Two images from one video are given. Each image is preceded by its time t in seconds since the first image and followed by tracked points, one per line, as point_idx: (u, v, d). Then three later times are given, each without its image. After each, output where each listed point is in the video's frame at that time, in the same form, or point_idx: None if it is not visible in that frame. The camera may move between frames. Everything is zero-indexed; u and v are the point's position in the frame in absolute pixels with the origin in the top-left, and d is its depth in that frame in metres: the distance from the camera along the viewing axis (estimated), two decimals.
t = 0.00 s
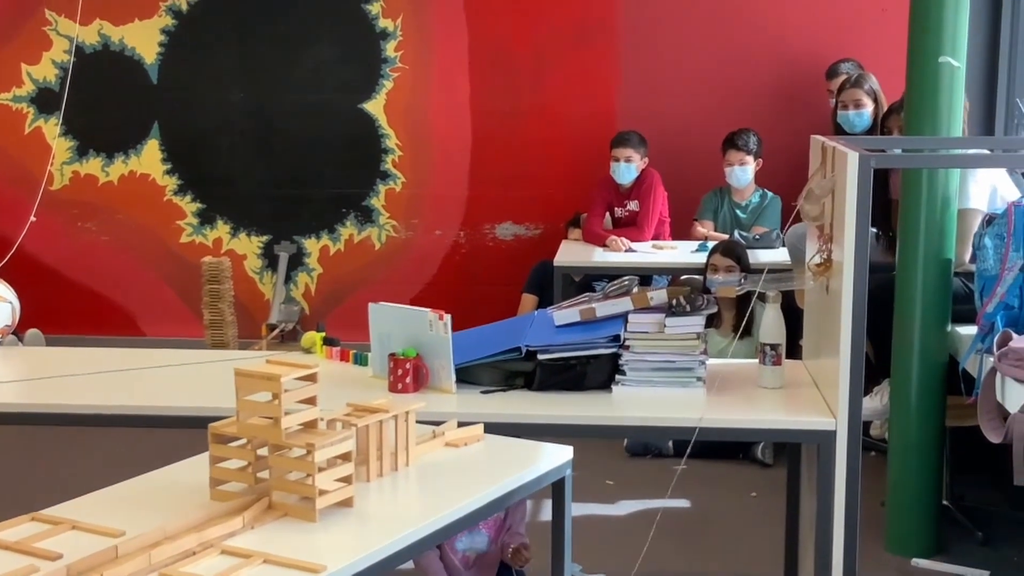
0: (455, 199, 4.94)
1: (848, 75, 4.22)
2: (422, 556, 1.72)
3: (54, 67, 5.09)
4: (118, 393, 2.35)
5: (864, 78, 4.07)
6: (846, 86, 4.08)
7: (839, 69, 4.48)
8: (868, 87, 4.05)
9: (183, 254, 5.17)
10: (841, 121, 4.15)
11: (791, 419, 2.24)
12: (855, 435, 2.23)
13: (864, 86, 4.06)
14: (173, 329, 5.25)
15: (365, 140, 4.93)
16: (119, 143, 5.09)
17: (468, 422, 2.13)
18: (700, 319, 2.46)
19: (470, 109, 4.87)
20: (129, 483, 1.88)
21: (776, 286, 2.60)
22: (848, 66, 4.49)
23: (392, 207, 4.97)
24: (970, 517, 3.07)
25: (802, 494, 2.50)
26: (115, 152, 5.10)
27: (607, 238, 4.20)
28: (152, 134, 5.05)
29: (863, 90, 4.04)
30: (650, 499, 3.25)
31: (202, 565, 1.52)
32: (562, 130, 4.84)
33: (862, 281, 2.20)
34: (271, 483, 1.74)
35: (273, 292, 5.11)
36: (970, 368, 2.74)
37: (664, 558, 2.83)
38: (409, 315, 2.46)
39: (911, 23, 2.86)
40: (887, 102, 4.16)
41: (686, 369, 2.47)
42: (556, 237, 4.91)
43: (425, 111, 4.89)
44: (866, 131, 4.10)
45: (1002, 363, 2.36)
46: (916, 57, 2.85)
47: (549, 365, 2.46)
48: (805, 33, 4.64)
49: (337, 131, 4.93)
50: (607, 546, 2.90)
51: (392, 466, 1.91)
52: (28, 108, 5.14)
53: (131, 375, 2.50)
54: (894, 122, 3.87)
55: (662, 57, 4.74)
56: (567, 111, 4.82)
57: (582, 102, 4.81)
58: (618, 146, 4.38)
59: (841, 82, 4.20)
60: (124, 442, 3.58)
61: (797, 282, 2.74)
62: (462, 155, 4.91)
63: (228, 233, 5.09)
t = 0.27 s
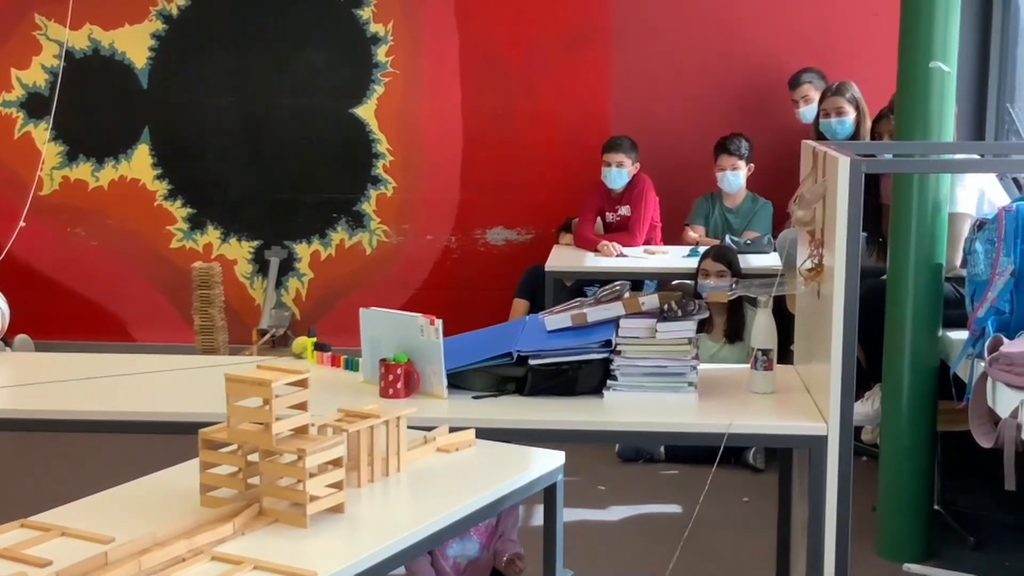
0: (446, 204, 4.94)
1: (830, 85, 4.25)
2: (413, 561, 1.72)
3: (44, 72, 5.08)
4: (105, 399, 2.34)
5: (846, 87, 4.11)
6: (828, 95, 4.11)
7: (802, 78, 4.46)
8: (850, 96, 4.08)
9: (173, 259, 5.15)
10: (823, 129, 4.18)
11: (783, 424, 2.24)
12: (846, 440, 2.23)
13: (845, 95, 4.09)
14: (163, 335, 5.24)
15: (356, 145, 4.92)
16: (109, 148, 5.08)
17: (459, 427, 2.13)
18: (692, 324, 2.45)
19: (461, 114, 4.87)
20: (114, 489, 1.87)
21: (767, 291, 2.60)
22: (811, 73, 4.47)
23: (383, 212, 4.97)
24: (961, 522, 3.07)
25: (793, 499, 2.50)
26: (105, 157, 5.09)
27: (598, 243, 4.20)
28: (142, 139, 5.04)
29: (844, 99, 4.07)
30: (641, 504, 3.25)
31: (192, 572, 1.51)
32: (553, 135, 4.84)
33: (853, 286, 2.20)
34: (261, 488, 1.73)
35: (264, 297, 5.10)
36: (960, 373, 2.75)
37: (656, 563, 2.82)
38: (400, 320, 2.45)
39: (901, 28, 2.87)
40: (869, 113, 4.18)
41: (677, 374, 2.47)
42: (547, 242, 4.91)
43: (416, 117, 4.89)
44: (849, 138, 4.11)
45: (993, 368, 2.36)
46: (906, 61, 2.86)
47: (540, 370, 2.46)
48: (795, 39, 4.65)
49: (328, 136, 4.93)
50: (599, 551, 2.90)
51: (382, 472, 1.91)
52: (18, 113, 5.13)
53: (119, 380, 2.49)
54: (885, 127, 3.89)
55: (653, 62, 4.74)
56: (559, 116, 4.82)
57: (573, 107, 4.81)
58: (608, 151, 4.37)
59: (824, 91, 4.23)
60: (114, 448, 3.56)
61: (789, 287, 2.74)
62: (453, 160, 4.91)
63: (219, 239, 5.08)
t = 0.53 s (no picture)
0: (441, 207, 4.94)
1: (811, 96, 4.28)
2: (407, 564, 1.72)
3: (38, 74, 5.08)
4: (99, 402, 2.34)
5: (828, 96, 4.13)
6: (810, 104, 4.13)
7: (742, 83, 4.53)
8: (831, 104, 4.10)
9: (168, 261, 5.15)
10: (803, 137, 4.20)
11: (778, 426, 2.24)
12: (840, 442, 2.23)
13: (827, 104, 4.12)
14: (158, 337, 5.24)
15: (351, 147, 4.93)
16: (104, 151, 5.08)
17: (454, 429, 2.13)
18: (686, 326, 2.45)
19: (456, 117, 4.87)
20: (107, 492, 1.87)
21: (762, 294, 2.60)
22: (749, 78, 4.54)
23: (377, 214, 4.97)
24: (955, 524, 3.07)
25: (787, 502, 2.50)
26: (100, 159, 5.09)
27: (592, 246, 4.21)
28: (137, 142, 5.04)
29: (826, 107, 4.10)
30: (635, 506, 3.26)
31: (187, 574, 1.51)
32: (548, 137, 4.84)
33: (847, 289, 2.20)
34: (256, 491, 1.73)
35: (258, 299, 5.10)
36: (954, 376, 2.75)
37: (650, 565, 2.82)
38: (396, 322, 2.45)
39: (895, 31, 2.87)
40: (850, 124, 4.19)
41: (672, 377, 2.47)
42: (542, 245, 4.92)
43: (411, 119, 4.90)
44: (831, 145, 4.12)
45: (987, 370, 2.37)
46: (902, 64, 2.86)
47: (534, 372, 2.46)
48: (790, 41, 4.66)
49: (323, 138, 4.93)
50: (594, 553, 2.90)
51: (377, 475, 1.91)
52: (12, 115, 5.13)
53: (113, 383, 2.49)
54: (877, 131, 3.89)
55: (648, 65, 4.75)
56: (553, 118, 4.83)
57: (568, 109, 4.82)
58: (603, 154, 4.38)
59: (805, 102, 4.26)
60: (108, 452, 3.56)
61: (783, 289, 2.75)
62: (448, 163, 4.91)
63: (214, 241, 5.08)
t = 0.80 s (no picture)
0: (440, 208, 4.95)
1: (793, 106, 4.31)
2: (406, 565, 1.72)
3: (37, 75, 5.08)
4: (98, 403, 2.34)
5: (810, 106, 4.16)
6: (791, 113, 4.16)
7: (718, 79, 4.54)
8: (813, 113, 4.14)
9: (167, 263, 5.15)
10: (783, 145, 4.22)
11: (776, 428, 2.24)
12: (838, 444, 2.23)
13: (809, 113, 4.16)
14: (157, 338, 5.24)
15: (350, 149, 4.93)
16: (103, 152, 5.08)
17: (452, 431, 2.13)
18: (684, 328, 2.45)
19: (455, 119, 4.88)
20: (105, 494, 1.87)
21: (760, 296, 2.60)
22: (725, 73, 4.54)
23: (376, 216, 4.97)
24: (953, 526, 3.08)
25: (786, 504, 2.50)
26: (98, 160, 5.09)
27: (591, 248, 4.21)
28: (136, 143, 5.04)
29: (809, 116, 4.13)
30: (633, 508, 3.26)
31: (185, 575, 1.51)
32: (547, 139, 4.85)
33: (845, 291, 2.20)
34: (254, 492, 1.73)
35: (257, 301, 5.10)
36: (952, 377, 2.76)
37: (648, 566, 2.83)
38: (394, 324, 2.45)
39: (893, 33, 2.88)
40: (834, 132, 4.21)
41: (670, 378, 2.47)
42: (540, 246, 4.92)
43: (410, 120, 4.90)
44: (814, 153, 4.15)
45: (985, 372, 2.36)
46: (900, 67, 2.86)
47: (533, 374, 2.46)
48: (788, 43, 4.67)
49: (322, 140, 4.93)
50: (593, 555, 2.90)
51: (375, 476, 1.91)
52: (11, 116, 5.13)
53: (111, 384, 2.49)
54: (874, 133, 3.89)
55: (647, 67, 4.75)
56: (553, 120, 4.83)
57: (567, 111, 4.82)
58: (602, 156, 4.38)
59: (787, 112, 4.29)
60: (108, 452, 3.57)
61: (781, 291, 2.75)
62: (447, 164, 4.91)
63: (212, 242, 5.08)
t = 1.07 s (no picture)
0: (440, 209, 4.94)
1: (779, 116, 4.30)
2: (406, 566, 1.72)
3: (38, 75, 5.08)
4: (98, 403, 2.34)
5: (796, 115, 4.15)
6: (779, 122, 4.14)
7: (714, 89, 4.54)
8: (800, 123, 4.11)
9: (168, 263, 5.15)
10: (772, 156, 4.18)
11: (777, 429, 2.24)
12: (840, 445, 2.23)
13: (796, 123, 4.13)
14: (157, 339, 5.24)
15: (351, 149, 4.93)
16: (104, 152, 5.08)
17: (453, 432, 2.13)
18: (685, 330, 2.45)
19: (456, 120, 4.88)
20: (105, 495, 1.87)
21: (761, 297, 2.60)
22: (720, 82, 4.55)
23: (377, 217, 4.97)
24: (953, 528, 3.07)
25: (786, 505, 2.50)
26: (99, 161, 5.09)
27: (592, 249, 4.21)
28: (136, 143, 5.04)
29: (795, 125, 4.10)
30: (633, 509, 3.26)
31: None
32: (548, 140, 4.84)
33: (846, 292, 2.20)
34: (255, 493, 1.73)
35: (258, 302, 5.10)
36: (953, 379, 2.75)
37: (648, 566, 2.83)
38: (395, 324, 2.45)
39: (894, 35, 2.87)
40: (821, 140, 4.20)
41: (671, 380, 2.47)
42: (541, 248, 4.92)
43: (410, 121, 4.90)
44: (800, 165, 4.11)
45: (986, 374, 2.36)
46: (901, 69, 2.86)
47: (533, 375, 2.46)
48: (789, 45, 4.67)
49: (323, 140, 4.93)
50: (593, 555, 2.90)
51: (375, 477, 1.91)
52: (12, 117, 5.14)
53: (111, 384, 2.49)
54: (874, 134, 3.88)
55: (648, 68, 4.75)
56: (554, 121, 4.83)
57: (567, 113, 4.82)
58: (603, 157, 4.38)
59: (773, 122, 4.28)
60: (107, 453, 3.57)
61: (782, 292, 2.74)
62: (448, 165, 4.91)
63: (213, 243, 5.08)
